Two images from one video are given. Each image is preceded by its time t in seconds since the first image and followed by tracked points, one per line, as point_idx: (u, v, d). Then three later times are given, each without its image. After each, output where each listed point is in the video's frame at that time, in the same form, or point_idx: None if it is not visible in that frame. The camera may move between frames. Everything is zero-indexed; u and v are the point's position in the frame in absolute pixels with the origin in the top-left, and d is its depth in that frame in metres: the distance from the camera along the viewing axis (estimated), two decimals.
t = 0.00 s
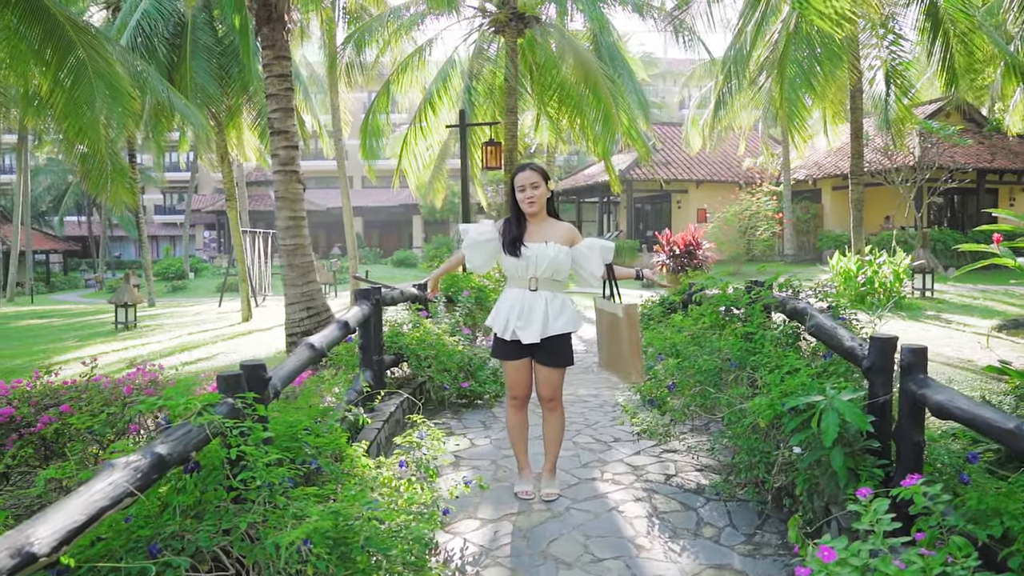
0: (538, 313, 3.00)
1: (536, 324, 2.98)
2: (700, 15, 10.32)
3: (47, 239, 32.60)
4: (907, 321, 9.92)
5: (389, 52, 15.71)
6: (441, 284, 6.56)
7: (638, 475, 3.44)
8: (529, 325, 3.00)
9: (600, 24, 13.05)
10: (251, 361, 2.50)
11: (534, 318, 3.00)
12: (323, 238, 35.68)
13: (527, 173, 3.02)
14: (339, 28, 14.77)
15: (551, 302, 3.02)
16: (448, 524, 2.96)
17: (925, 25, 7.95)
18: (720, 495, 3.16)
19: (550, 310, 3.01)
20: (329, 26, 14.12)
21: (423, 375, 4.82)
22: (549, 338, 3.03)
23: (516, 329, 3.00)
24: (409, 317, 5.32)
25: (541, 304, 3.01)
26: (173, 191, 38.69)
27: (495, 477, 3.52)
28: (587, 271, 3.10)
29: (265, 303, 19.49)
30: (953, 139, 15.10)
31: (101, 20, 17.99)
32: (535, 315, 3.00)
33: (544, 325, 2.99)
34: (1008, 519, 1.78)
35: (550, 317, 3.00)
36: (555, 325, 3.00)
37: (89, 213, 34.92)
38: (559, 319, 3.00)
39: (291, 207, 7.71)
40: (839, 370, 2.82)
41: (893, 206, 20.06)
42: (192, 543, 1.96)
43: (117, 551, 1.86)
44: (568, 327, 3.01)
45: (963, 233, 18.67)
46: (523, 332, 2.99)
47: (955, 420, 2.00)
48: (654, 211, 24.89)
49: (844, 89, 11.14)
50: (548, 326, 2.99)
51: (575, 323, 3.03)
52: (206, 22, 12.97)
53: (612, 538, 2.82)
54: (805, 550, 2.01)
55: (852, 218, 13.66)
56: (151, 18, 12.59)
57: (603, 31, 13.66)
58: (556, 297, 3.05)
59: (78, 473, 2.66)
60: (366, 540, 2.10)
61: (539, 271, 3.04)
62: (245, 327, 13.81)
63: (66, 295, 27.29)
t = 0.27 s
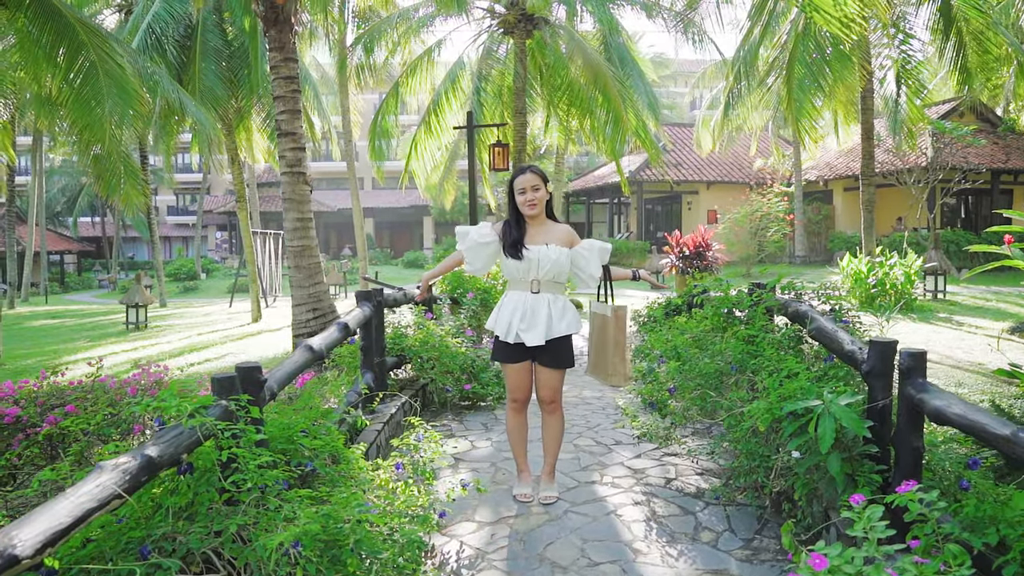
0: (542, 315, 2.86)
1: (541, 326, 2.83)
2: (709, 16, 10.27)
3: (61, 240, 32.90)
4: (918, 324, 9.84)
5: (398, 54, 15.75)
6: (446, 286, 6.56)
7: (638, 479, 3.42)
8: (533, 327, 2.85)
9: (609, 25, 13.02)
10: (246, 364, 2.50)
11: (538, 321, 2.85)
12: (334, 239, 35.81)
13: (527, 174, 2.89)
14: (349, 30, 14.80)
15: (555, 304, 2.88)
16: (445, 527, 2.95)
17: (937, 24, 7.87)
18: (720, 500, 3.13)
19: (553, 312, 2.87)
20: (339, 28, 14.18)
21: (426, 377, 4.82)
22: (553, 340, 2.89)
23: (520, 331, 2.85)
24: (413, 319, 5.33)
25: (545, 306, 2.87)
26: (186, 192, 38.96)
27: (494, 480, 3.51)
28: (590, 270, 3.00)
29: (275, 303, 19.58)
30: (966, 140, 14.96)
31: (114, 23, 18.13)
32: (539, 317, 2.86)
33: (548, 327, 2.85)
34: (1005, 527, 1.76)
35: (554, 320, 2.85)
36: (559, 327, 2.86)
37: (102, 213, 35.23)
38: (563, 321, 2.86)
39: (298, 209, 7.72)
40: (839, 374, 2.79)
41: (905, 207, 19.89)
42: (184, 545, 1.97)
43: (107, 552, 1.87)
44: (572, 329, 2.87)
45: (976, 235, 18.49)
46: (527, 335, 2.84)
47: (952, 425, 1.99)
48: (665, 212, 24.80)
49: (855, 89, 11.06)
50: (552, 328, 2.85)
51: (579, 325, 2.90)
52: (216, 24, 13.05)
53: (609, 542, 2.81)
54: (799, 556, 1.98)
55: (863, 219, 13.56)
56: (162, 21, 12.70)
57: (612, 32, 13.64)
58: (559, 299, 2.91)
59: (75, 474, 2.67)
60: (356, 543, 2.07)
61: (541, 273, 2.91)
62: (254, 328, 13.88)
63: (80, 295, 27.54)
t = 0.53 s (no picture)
0: (541, 317, 2.83)
1: (540, 326, 2.80)
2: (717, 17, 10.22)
3: (75, 241, 33.19)
4: (929, 325, 9.75)
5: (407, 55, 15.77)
6: (451, 287, 6.56)
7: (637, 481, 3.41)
8: (532, 329, 2.82)
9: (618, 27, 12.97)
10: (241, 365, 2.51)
11: (537, 322, 2.82)
12: (344, 240, 35.92)
13: (526, 177, 2.87)
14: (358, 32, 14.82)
15: (552, 306, 2.86)
16: (441, 529, 2.95)
17: (948, 24, 7.78)
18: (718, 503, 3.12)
19: (552, 314, 2.84)
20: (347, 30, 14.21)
21: (428, 379, 4.82)
22: (552, 342, 2.85)
23: (519, 333, 2.82)
24: (416, 320, 5.33)
25: (543, 308, 2.85)
26: (198, 194, 39.21)
27: (492, 482, 3.50)
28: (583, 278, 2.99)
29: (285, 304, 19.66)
30: (978, 139, 14.82)
31: (126, 26, 18.26)
32: (538, 318, 2.83)
33: (547, 328, 2.82)
34: (998, 533, 1.73)
35: (552, 321, 2.83)
36: (558, 328, 2.83)
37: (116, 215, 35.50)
38: (562, 322, 2.83)
39: (304, 210, 7.75)
40: (837, 377, 2.77)
41: (917, 207, 19.72)
42: (174, 545, 1.98)
43: (97, 552, 1.88)
44: (571, 330, 2.85)
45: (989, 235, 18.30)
46: (526, 336, 2.81)
47: (948, 430, 1.98)
48: (675, 213, 24.71)
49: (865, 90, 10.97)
50: (550, 329, 2.82)
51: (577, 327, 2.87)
52: (226, 27, 13.14)
53: (605, 545, 2.79)
54: (791, 561, 1.96)
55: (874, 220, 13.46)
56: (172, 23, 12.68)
57: (621, 33, 13.60)
58: (557, 301, 2.89)
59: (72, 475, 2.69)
60: (345, 544, 2.06)
61: (539, 274, 2.89)
62: (263, 328, 13.95)
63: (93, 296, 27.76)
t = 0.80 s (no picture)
0: (537, 318, 2.82)
1: (537, 327, 2.79)
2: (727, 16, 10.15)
3: (90, 242, 33.45)
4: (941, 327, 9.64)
5: (417, 56, 15.76)
6: (457, 288, 6.56)
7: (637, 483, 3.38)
8: (528, 329, 2.80)
9: (628, 27, 12.90)
10: (236, 365, 2.52)
11: (533, 323, 2.81)
12: (356, 241, 36.02)
13: (525, 177, 2.85)
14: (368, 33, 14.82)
15: (549, 306, 2.84)
16: (438, 531, 2.94)
17: (960, 23, 7.66)
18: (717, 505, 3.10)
19: (548, 314, 2.82)
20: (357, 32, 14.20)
21: (431, 380, 4.82)
22: (549, 342, 2.83)
23: (515, 334, 2.80)
24: (421, 321, 5.32)
25: (539, 308, 2.83)
26: (211, 195, 39.44)
27: (492, 483, 3.49)
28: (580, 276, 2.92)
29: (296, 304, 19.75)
30: (993, 139, 14.64)
31: (138, 29, 18.37)
32: (534, 319, 2.81)
33: (543, 329, 2.80)
34: (991, 538, 1.71)
35: (549, 321, 2.81)
36: (555, 329, 2.81)
37: (129, 216, 35.75)
38: (559, 323, 2.81)
39: (312, 211, 7.76)
40: (839, 378, 2.74)
41: (931, 208, 19.54)
42: (165, 545, 2.00)
43: (86, 552, 1.89)
44: (569, 331, 2.83)
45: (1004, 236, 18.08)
46: (522, 337, 2.79)
47: (944, 432, 1.97)
48: (686, 214, 24.62)
49: (877, 89, 10.85)
50: (546, 330, 2.81)
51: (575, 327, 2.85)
52: (236, 29, 13.21)
53: (602, 546, 2.77)
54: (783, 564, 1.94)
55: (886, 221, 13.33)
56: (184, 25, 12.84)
57: (630, 33, 13.53)
58: (554, 301, 2.87)
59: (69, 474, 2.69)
60: (334, 545, 2.07)
61: (536, 275, 2.87)
62: (272, 329, 14.00)
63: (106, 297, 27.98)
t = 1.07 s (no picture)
0: (533, 316, 2.78)
1: (532, 326, 2.76)
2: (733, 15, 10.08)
3: (99, 243, 33.63)
4: (950, 328, 9.54)
5: (423, 56, 15.75)
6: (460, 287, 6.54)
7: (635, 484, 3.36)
8: (524, 328, 2.77)
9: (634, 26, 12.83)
10: (228, 363, 2.52)
11: (529, 321, 2.78)
12: (363, 241, 36.08)
13: (520, 173, 2.83)
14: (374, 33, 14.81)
15: (545, 305, 2.81)
16: (433, 531, 2.92)
17: (969, 20, 7.57)
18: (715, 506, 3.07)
19: (544, 313, 2.79)
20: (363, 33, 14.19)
21: (431, 379, 4.81)
22: (545, 341, 2.79)
23: (510, 333, 2.77)
24: (422, 320, 5.31)
25: (535, 307, 2.80)
26: (220, 195, 39.59)
27: (489, 483, 3.47)
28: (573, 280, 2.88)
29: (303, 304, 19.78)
30: (1004, 138, 14.49)
31: (146, 30, 18.45)
32: (530, 318, 2.78)
33: (539, 327, 2.76)
34: (989, 539, 1.67)
35: (544, 320, 2.77)
36: (551, 327, 2.77)
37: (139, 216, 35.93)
38: (554, 321, 2.78)
39: (315, 210, 7.77)
40: (837, 377, 2.70)
41: (940, 208, 19.39)
42: (153, 543, 1.98)
43: (73, 550, 1.87)
44: (565, 329, 2.79)
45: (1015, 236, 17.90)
46: (518, 336, 2.76)
47: (942, 432, 1.94)
48: (693, 214, 24.53)
49: (886, 88, 10.75)
50: (542, 329, 2.77)
51: (570, 326, 2.82)
52: (242, 30, 13.25)
53: (597, 547, 2.74)
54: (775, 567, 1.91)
55: (895, 221, 13.22)
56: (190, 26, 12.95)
57: (636, 32, 13.48)
58: (549, 300, 2.83)
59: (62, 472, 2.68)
60: (322, 544, 2.04)
61: (531, 273, 2.84)
62: (278, 329, 14.02)
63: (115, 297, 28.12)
